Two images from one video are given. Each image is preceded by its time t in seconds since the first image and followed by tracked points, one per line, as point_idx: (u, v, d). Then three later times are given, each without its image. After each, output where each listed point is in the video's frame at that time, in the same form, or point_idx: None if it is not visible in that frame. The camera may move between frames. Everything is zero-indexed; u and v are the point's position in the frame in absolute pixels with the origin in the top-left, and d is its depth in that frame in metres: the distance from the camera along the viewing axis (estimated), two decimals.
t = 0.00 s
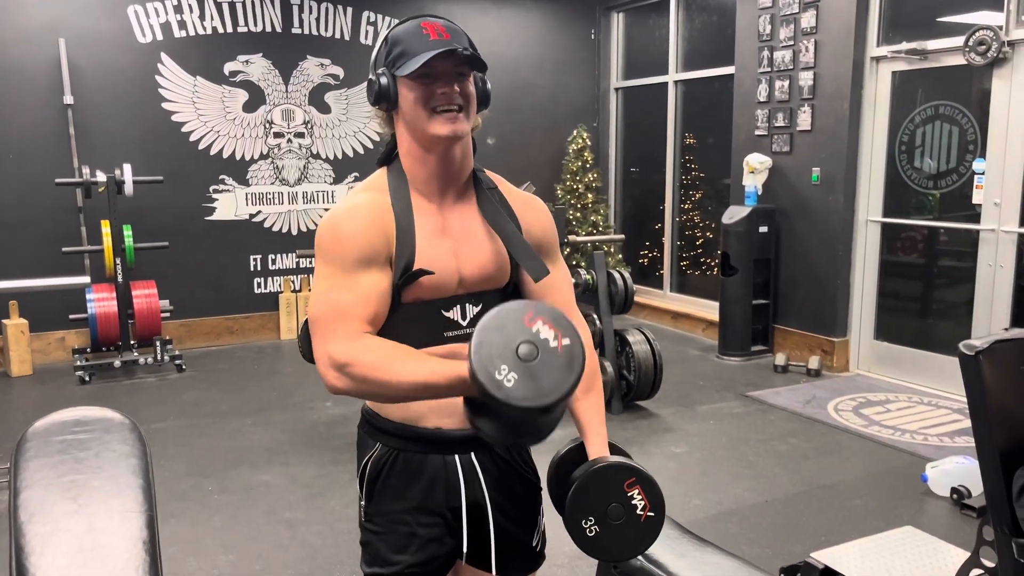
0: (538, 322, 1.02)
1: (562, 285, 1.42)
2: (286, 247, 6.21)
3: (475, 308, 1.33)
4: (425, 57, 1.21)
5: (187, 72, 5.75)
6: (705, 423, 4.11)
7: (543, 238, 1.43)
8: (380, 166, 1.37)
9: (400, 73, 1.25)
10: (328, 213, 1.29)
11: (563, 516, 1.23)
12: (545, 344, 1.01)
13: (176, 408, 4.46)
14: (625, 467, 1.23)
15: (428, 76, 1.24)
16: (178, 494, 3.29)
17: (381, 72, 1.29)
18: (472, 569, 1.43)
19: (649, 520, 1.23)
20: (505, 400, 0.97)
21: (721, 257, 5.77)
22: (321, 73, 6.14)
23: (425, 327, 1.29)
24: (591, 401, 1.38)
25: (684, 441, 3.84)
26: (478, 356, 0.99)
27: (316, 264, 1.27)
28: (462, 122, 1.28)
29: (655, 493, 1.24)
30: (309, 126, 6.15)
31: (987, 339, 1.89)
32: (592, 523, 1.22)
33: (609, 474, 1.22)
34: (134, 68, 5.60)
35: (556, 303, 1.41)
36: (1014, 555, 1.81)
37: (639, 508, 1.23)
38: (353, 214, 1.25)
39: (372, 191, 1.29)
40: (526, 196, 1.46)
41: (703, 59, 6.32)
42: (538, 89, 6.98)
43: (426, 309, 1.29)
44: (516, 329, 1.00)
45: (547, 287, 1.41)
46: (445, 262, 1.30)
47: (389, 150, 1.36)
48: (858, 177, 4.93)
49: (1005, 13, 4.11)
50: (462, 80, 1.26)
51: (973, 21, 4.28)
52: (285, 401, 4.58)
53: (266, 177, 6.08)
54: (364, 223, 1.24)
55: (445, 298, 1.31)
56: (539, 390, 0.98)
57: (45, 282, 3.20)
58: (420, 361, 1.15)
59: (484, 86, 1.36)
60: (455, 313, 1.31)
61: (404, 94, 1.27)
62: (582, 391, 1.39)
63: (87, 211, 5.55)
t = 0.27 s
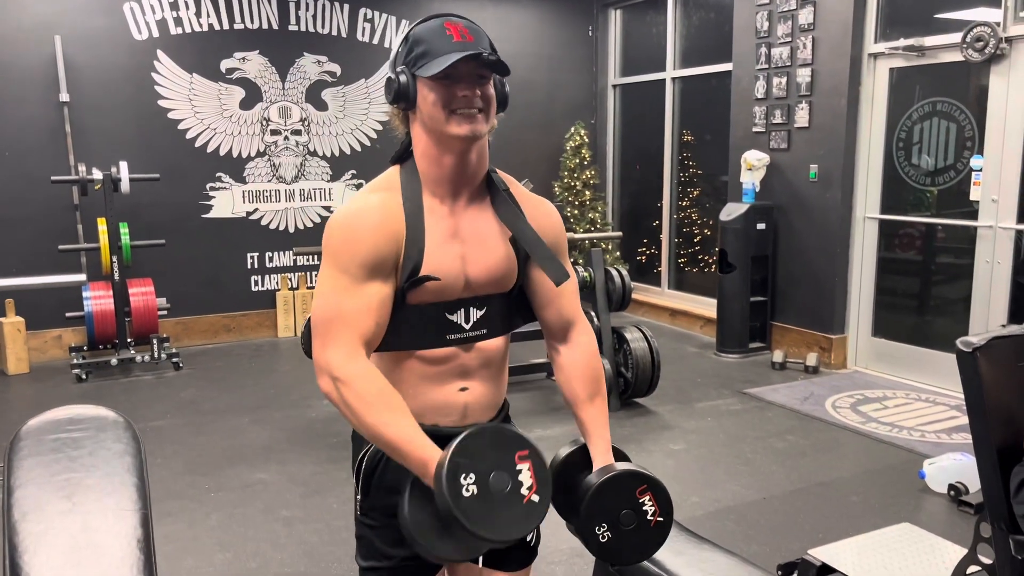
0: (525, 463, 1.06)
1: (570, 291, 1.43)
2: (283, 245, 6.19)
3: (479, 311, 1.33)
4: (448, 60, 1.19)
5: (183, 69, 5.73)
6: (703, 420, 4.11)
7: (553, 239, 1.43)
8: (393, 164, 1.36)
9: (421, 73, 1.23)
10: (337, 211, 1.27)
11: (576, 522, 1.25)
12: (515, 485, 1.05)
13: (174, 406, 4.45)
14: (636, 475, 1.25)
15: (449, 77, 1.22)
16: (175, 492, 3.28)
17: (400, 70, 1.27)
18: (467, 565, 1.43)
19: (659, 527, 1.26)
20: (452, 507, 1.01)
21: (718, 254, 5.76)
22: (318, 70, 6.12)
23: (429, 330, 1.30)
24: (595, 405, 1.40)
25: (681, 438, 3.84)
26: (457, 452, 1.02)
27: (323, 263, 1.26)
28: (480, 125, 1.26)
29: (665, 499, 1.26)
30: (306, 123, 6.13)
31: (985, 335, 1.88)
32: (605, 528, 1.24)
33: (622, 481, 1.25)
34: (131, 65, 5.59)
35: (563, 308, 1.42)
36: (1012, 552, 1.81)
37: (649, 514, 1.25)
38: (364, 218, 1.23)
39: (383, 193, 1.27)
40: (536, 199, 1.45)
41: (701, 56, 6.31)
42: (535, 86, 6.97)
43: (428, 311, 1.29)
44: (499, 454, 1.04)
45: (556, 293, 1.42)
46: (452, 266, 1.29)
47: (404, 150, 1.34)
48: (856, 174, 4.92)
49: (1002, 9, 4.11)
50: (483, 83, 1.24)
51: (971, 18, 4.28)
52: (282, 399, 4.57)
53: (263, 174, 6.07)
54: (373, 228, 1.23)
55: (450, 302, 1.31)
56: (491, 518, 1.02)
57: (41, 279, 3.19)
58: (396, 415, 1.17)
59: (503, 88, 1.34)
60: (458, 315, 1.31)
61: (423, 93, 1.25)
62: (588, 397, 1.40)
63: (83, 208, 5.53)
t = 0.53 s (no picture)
0: (459, 558, 1.12)
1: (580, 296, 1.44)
2: (281, 242, 6.19)
3: (487, 315, 1.34)
4: (473, 62, 1.19)
5: (181, 66, 5.72)
6: (701, 417, 4.11)
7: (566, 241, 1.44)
8: (408, 162, 1.34)
9: (444, 73, 1.22)
10: (350, 209, 1.25)
11: (578, 530, 1.26)
12: None
13: (172, 404, 4.45)
14: (637, 485, 1.26)
15: (472, 79, 1.22)
16: (173, 489, 3.28)
17: (420, 69, 1.26)
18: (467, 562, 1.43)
19: (659, 536, 1.28)
20: None
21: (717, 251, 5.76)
22: (315, 67, 6.11)
23: (437, 332, 1.30)
24: (601, 411, 1.42)
25: (679, 435, 3.84)
26: (394, 534, 1.08)
27: (334, 262, 1.24)
28: (500, 128, 1.25)
29: (666, 507, 1.28)
30: (303, 121, 6.13)
31: (983, 331, 1.88)
32: (606, 537, 1.25)
33: (625, 490, 1.26)
34: (127, 63, 5.57)
35: (572, 313, 1.44)
36: (1009, 548, 1.81)
37: (650, 521, 1.27)
38: (377, 222, 1.21)
39: (397, 195, 1.25)
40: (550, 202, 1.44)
41: (699, 53, 6.31)
42: (533, 83, 6.96)
43: (437, 314, 1.29)
44: (435, 543, 1.10)
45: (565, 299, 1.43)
46: (463, 270, 1.29)
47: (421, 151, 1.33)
48: (854, 172, 4.92)
49: (1000, 6, 4.11)
50: (504, 86, 1.24)
51: (968, 14, 4.28)
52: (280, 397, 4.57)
53: (260, 172, 6.06)
54: (386, 231, 1.21)
55: (461, 304, 1.30)
56: None
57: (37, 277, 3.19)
58: (363, 448, 1.19)
59: (524, 91, 1.34)
60: (467, 318, 1.32)
61: (444, 94, 1.24)
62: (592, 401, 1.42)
63: (81, 206, 5.53)
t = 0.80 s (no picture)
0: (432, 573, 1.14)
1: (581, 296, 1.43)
2: (279, 241, 6.18)
3: (485, 316, 1.34)
4: (468, 58, 1.19)
5: (178, 65, 5.72)
6: (698, 416, 4.12)
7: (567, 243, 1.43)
8: (408, 162, 1.34)
9: (442, 70, 1.22)
10: (348, 208, 1.26)
11: (571, 529, 1.25)
12: None
13: (169, 404, 4.45)
14: (634, 488, 1.27)
15: (469, 76, 1.22)
16: (171, 489, 3.28)
17: (419, 68, 1.26)
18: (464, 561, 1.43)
19: (653, 541, 1.28)
20: None
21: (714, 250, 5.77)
22: (313, 66, 6.11)
23: (434, 333, 1.30)
24: (599, 414, 1.41)
25: (676, 434, 3.85)
26: (373, 553, 1.09)
27: (331, 261, 1.25)
28: (500, 123, 1.25)
29: (660, 512, 1.29)
30: (301, 120, 6.12)
31: (979, 330, 1.89)
32: (599, 538, 1.26)
33: (621, 492, 1.26)
34: (125, 62, 5.57)
35: (573, 314, 1.43)
36: (1005, 546, 1.81)
37: (644, 526, 1.28)
38: (374, 221, 1.22)
39: (394, 196, 1.26)
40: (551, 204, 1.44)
41: (696, 52, 6.32)
42: (530, 83, 6.96)
43: (433, 314, 1.29)
44: (411, 558, 1.12)
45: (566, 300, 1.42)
46: (462, 270, 1.29)
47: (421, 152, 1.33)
48: (850, 170, 4.93)
49: (996, 6, 4.12)
50: (502, 83, 1.23)
51: (964, 14, 4.29)
52: (278, 396, 4.57)
53: (258, 171, 6.06)
54: (382, 231, 1.22)
55: (459, 305, 1.31)
56: None
57: (34, 276, 3.18)
58: (348, 449, 1.21)
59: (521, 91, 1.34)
60: (466, 319, 1.32)
61: (442, 92, 1.25)
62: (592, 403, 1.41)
63: (78, 205, 5.52)
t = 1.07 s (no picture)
0: (453, 550, 1.16)
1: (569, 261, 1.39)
2: (276, 241, 6.18)
3: (482, 300, 1.33)
4: (451, 50, 1.20)
5: (176, 65, 5.71)
6: (696, 416, 4.12)
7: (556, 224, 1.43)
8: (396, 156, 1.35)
9: (426, 62, 1.23)
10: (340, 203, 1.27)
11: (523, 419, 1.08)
12: (437, 564, 1.15)
13: (166, 403, 4.44)
14: (593, 406, 1.13)
15: (453, 67, 1.23)
16: (168, 488, 3.28)
17: (403, 61, 1.26)
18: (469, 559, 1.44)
19: (603, 475, 1.12)
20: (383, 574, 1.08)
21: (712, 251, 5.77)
22: (310, 66, 6.10)
23: (432, 319, 1.30)
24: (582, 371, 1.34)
25: (674, 434, 3.85)
26: (396, 526, 1.09)
27: (326, 256, 1.26)
28: (483, 114, 1.27)
29: (615, 449, 1.15)
30: (299, 120, 6.12)
31: (975, 330, 1.89)
32: (546, 443, 1.08)
33: (585, 403, 1.13)
34: (122, 61, 5.56)
35: (562, 280, 1.38)
36: (1003, 547, 1.82)
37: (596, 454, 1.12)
38: (364, 212, 1.22)
39: (383, 186, 1.26)
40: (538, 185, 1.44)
41: (694, 53, 6.32)
42: (528, 83, 6.96)
43: (428, 301, 1.29)
44: (429, 530, 1.13)
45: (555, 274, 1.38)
46: (456, 254, 1.29)
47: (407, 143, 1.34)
48: (848, 171, 4.93)
49: (994, 7, 4.13)
50: (486, 74, 1.25)
51: (962, 15, 4.29)
52: (275, 396, 4.56)
53: (256, 171, 6.06)
54: (374, 220, 1.22)
55: (455, 290, 1.31)
56: None
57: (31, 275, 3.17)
58: (357, 437, 1.21)
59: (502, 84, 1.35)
60: (462, 305, 1.31)
61: (427, 82, 1.25)
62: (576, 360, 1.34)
63: (75, 205, 5.51)
